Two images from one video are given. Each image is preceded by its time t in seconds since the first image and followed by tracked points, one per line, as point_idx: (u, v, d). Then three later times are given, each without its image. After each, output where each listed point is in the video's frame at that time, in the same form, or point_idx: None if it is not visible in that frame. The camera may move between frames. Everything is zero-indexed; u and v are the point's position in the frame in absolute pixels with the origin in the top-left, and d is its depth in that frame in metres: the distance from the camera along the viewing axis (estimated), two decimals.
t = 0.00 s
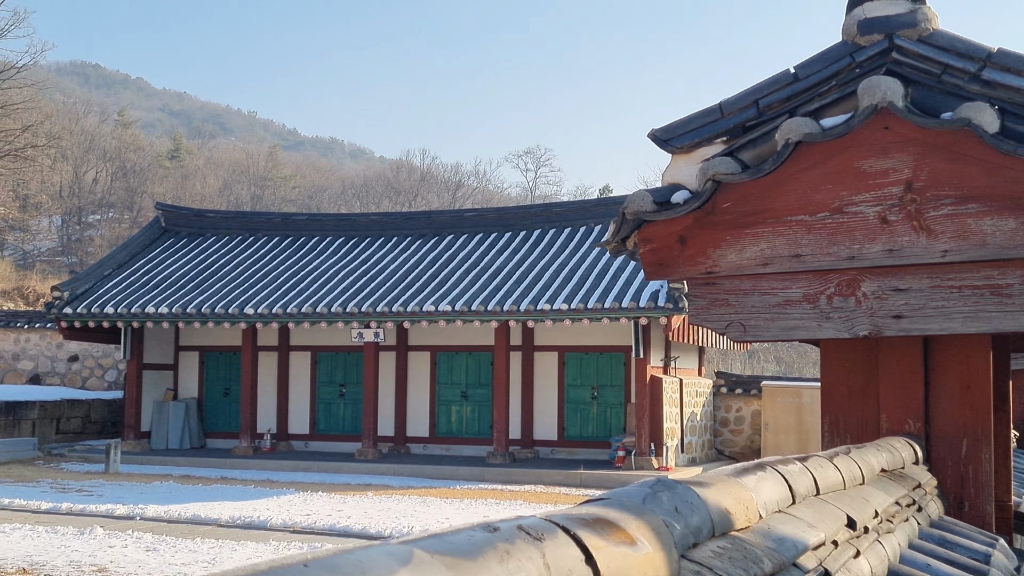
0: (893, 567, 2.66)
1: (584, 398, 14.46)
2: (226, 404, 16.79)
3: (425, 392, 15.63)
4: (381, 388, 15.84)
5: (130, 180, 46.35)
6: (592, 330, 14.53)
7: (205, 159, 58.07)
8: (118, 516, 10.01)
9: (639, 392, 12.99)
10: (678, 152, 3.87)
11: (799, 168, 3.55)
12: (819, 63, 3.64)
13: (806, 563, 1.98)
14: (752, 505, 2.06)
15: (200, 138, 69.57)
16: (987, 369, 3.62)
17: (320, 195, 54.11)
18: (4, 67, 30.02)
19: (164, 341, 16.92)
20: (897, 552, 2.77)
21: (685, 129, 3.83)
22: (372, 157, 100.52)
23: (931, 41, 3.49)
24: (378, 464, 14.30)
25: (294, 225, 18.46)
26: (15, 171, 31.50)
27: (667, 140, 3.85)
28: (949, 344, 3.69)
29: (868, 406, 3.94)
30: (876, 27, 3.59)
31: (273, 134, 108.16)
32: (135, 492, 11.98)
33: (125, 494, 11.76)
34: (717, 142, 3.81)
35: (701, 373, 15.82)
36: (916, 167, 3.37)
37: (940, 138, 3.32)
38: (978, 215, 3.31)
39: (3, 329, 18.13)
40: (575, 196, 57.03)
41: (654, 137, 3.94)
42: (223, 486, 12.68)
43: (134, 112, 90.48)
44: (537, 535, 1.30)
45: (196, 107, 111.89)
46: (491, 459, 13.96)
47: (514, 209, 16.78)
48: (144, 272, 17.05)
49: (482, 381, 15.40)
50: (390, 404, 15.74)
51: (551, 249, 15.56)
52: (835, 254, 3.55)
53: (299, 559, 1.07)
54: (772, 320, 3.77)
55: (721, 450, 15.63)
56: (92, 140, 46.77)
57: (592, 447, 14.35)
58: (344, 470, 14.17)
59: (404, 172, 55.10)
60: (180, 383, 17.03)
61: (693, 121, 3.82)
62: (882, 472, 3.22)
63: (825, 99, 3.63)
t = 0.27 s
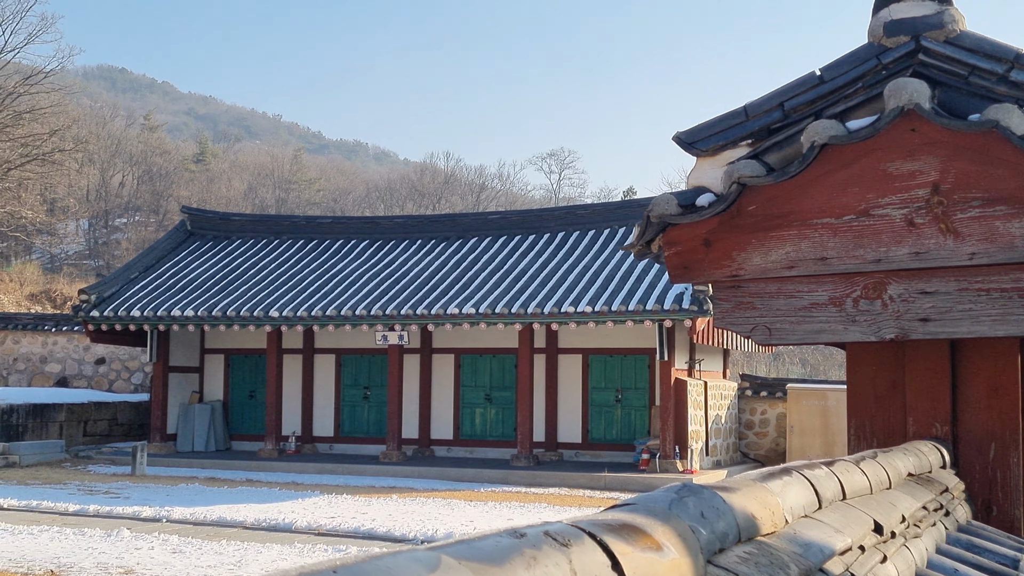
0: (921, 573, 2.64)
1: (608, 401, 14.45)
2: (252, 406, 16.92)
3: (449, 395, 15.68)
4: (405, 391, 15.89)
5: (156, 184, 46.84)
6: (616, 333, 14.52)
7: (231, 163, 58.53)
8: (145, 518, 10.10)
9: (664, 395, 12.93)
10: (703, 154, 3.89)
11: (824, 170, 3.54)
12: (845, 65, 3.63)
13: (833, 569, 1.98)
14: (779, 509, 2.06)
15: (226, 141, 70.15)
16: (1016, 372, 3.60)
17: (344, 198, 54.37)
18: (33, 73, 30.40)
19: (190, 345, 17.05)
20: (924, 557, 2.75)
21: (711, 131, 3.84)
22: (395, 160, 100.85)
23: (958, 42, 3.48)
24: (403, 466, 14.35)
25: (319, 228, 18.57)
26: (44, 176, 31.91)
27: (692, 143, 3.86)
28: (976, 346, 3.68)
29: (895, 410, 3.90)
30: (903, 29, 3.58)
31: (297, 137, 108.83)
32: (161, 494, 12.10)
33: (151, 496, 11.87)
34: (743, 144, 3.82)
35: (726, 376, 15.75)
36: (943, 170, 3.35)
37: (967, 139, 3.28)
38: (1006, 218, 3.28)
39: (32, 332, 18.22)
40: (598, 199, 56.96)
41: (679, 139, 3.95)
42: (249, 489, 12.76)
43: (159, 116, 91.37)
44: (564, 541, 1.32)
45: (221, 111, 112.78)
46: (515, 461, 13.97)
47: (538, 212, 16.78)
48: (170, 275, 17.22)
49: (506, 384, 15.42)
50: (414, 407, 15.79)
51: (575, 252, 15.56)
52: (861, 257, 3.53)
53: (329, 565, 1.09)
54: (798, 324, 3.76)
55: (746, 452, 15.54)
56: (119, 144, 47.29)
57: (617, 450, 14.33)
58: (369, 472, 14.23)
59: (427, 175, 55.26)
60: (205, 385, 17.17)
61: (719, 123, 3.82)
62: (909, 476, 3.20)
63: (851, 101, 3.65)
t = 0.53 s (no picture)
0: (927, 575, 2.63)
1: (612, 401, 14.45)
2: (256, 406, 16.95)
3: (452, 395, 15.69)
4: (409, 391, 15.90)
5: (160, 185, 46.93)
6: (619, 333, 14.51)
7: (234, 163, 58.63)
8: (150, 518, 10.13)
9: (668, 396, 12.93)
10: (707, 156, 3.89)
11: (829, 171, 3.54)
12: (849, 67, 3.64)
13: (839, 572, 1.98)
14: (785, 513, 2.07)
15: (229, 142, 70.32)
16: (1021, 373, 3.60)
17: (348, 198, 54.42)
18: (38, 73, 30.47)
19: (195, 345, 17.09)
20: (930, 559, 2.75)
21: (715, 133, 3.83)
22: (399, 161, 100.95)
23: (962, 44, 3.49)
24: (407, 467, 14.36)
25: (323, 228, 18.60)
26: (49, 176, 31.99)
27: (696, 145, 3.86)
28: (982, 347, 3.68)
29: (900, 411, 3.89)
30: (907, 30, 3.59)
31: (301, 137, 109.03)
32: (166, 494, 12.12)
33: (156, 496, 11.89)
34: (747, 145, 3.82)
35: (729, 377, 15.73)
36: (948, 171, 3.35)
37: (972, 140, 3.28)
38: (1011, 219, 3.28)
39: (37, 333, 18.42)
40: (602, 199, 56.98)
41: (683, 142, 3.95)
42: (253, 489, 12.79)
43: (163, 116, 91.52)
44: (572, 546, 1.32)
45: (225, 111, 112.91)
46: (519, 462, 13.97)
47: (542, 212, 16.80)
48: (174, 276, 17.24)
49: (510, 384, 15.43)
50: (418, 407, 15.80)
51: (579, 252, 15.56)
52: (865, 258, 3.53)
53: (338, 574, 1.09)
54: (802, 325, 3.76)
55: (750, 453, 15.53)
56: (124, 144, 47.37)
57: (621, 450, 14.33)
58: (373, 472, 14.24)
59: (431, 175, 55.29)
60: (210, 386, 17.23)
61: (723, 124, 3.82)
62: (914, 478, 3.20)
63: (855, 103, 3.64)
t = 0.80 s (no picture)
0: None
1: (619, 403, 14.44)
2: (264, 408, 16.99)
3: (460, 397, 15.70)
4: (417, 392, 15.92)
5: (168, 187, 47.07)
6: (627, 334, 14.50)
7: (242, 165, 58.77)
8: (159, 519, 10.16)
9: (675, 397, 12.91)
10: (714, 158, 3.88)
11: (836, 173, 3.53)
12: (857, 68, 3.64)
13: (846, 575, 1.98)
14: (791, 515, 2.08)
15: (238, 143, 70.50)
16: None
17: (356, 199, 54.52)
18: (47, 76, 30.63)
19: (203, 346, 17.13)
20: (937, 561, 2.75)
21: (722, 135, 3.83)
22: (407, 162, 101.04)
23: (970, 45, 3.49)
24: (414, 468, 14.37)
25: (331, 230, 18.64)
26: (59, 179, 32.15)
27: (703, 147, 3.86)
28: (989, 348, 3.68)
29: (908, 413, 3.89)
30: (915, 31, 3.59)
31: (309, 139, 109.22)
32: (175, 496, 12.16)
33: (165, 498, 11.94)
34: (754, 148, 3.81)
35: (737, 378, 15.71)
36: (956, 172, 3.35)
37: (980, 142, 3.27)
38: (1019, 220, 3.28)
39: (46, 335, 18.59)
40: (610, 199, 56.92)
41: (690, 143, 3.95)
42: (261, 490, 12.82)
43: (172, 118, 91.85)
44: (577, 550, 1.33)
45: (233, 112, 113.25)
46: (527, 463, 13.96)
47: (550, 213, 16.81)
48: (182, 277, 17.29)
49: (518, 385, 15.43)
50: (426, 409, 15.81)
51: (587, 253, 15.56)
52: (872, 259, 3.53)
53: None
54: (810, 327, 3.75)
55: (758, 454, 15.50)
56: (132, 146, 47.56)
57: (628, 451, 14.32)
58: (381, 473, 14.26)
59: (438, 176, 55.35)
60: (218, 387, 17.25)
61: (730, 126, 3.82)
62: (922, 480, 3.20)
63: (862, 104, 3.65)
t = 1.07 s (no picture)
0: None
1: (635, 405, 14.43)
2: (280, 411, 17.07)
3: (475, 400, 15.71)
4: (433, 395, 15.94)
5: (185, 191, 47.37)
6: (642, 337, 14.48)
7: (258, 168, 59.08)
8: (175, 522, 10.21)
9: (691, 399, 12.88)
10: (729, 160, 3.88)
11: (852, 175, 3.53)
12: (873, 70, 3.64)
13: None
14: (807, 519, 2.08)
15: (254, 147, 70.89)
16: None
17: (371, 203, 54.70)
18: (65, 81, 30.93)
19: (219, 350, 17.22)
20: (955, 564, 2.74)
21: (736, 138, 3.82)
22: (422, 165, 101.27)
23: (987, 46, 3.48)
24: (430, 471, 14.39)
25: (346, 233, 18.72)
26: (76, 183, 32.43)
27: (718, 150, 3.85)
28: (1007, 351, 3.67)
29: (924, 416, 3.87)
30: (930, 34, 3.57)
31: (324, 142, 109.64)
32: (191, 499, 12.21)
33: (181, 501, 11.99)
34: (769, 150, 3.81)
35: (752, 380, 15.64)
36: (972, 174, 3.34)
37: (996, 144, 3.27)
38: None
39: (63, 338, 19.02)
40: (625, 202, 56.83)
41: (704, 146, 3.93)
42: (277, 493, 12.88)
43: (188, 123, 92.45)
44: (593, 554, 1.34)
45: (248, 116, 113.84)
46: (542, 466, 13.96)
47: (565, 216, 16.82)
48: (198, 281, 17.39)
49: (533, 388, 15.44)
50: (441, 411, 15.84)
51: (602, 256, 15.56)
52: (888, 262, 3.52)
53: None
54: (825, 330, 3.74)
55: (774, 456, 15.44)
56: (149, 150, 47.90)
57: (643, 454, 14.30)
58: (396, 477, 14.29)
59: (454, 179, 55.40)
60: (234, 390, 17.35)
61: (745, 130, 3.81)
62: (939, 483, 3.18)
63: (877, 107, 3.66)
